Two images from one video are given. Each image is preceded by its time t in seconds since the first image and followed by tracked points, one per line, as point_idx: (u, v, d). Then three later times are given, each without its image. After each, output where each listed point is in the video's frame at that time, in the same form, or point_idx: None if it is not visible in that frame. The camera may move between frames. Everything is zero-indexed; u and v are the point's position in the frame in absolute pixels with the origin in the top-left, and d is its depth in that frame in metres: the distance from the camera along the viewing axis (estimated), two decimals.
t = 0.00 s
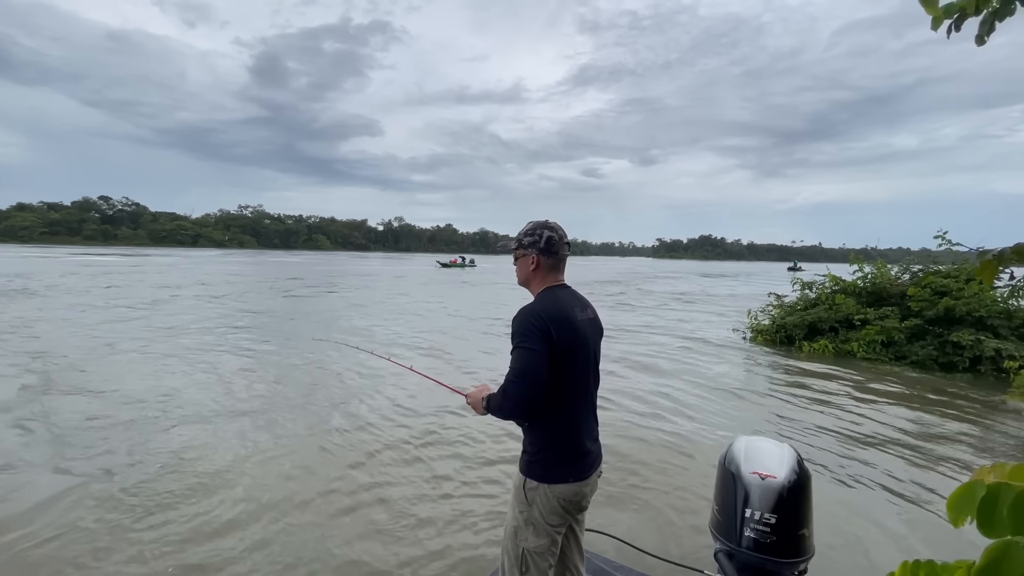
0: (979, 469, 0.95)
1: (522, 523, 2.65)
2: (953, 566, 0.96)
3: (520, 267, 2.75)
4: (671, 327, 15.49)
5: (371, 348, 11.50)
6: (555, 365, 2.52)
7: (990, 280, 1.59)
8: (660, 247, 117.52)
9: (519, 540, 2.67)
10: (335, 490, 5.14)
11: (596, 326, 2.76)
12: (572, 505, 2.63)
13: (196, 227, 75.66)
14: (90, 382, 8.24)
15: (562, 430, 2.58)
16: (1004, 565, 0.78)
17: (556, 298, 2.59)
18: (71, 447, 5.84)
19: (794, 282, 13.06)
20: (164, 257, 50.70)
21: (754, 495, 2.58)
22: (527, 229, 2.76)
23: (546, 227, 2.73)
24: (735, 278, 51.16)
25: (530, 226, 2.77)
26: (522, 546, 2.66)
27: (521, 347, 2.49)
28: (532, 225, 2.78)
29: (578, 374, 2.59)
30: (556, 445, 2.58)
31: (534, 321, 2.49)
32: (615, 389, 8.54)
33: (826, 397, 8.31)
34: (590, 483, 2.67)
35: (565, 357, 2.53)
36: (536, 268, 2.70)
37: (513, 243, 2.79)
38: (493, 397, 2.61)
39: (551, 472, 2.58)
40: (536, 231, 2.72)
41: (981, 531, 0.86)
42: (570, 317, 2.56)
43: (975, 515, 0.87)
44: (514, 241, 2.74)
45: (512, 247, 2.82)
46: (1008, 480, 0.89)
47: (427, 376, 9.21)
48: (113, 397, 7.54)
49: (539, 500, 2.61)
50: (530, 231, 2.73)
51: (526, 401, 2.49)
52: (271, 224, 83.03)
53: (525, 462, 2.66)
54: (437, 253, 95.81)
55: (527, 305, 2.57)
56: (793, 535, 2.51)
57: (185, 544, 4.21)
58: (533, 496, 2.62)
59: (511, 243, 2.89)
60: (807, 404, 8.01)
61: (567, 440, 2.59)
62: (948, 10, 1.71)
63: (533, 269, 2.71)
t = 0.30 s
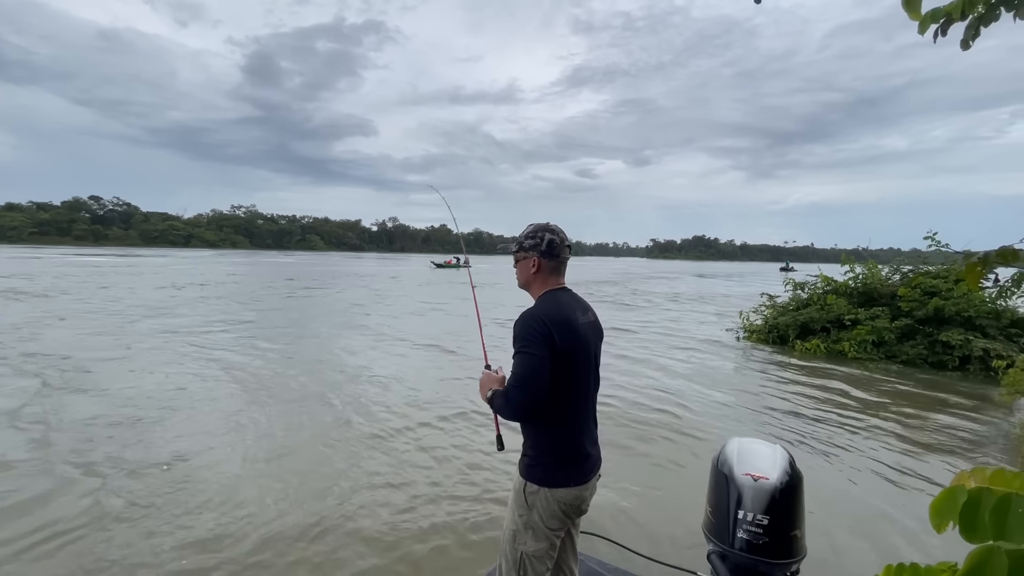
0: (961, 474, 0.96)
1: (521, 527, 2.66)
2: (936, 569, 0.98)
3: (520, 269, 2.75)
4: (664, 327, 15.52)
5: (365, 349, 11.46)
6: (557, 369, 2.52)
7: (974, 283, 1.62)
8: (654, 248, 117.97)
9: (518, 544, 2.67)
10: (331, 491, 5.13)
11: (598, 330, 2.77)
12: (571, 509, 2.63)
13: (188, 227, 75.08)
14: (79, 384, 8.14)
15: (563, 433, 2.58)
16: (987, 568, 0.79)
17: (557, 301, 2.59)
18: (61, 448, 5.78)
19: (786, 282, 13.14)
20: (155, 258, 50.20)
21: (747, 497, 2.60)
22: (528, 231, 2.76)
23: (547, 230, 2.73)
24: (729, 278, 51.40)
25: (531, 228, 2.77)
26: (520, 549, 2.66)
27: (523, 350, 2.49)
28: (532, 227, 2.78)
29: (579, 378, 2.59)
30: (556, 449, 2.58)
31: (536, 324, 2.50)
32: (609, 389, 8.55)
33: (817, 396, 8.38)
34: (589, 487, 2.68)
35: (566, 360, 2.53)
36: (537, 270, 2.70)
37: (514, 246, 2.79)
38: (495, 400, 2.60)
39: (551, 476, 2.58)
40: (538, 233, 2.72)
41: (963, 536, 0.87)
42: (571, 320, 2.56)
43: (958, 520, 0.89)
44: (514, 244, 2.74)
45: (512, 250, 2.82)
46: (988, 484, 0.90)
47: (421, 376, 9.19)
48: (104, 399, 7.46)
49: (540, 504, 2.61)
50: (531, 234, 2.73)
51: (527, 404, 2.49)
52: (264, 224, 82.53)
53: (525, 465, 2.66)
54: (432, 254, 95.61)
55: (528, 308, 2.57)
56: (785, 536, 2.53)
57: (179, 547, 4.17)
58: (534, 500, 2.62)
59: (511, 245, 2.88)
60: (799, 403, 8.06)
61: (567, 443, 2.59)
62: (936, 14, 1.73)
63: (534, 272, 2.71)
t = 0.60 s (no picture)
0: (949, 469, 0.97)
1: (502, 515, 2.67)
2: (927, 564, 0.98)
3: (529, 262, 2.76)
4: (660, 327, 15.56)
5: (360, 349, 11.43)
6: (553, 362, 2.52)
7: (964, 280, 1.63)
8: (649, 248, 118.37)
9: (497, 533, 2.69)
10: (326, 493, 5.09)
11: (600, 328, 2.75)
12: (557, 503, 2.62)
13: (181, 227, 74.53)
14: (71, 384, 8.07)
15: (556, 428, 2.58)
16: (976, 565, 0.80)
17: (559, 295, 2.59)
18: (53, 449, 5.73)
19: (780, 282, 13.22)
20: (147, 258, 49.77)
21: (744, 490, 2.61)
22: (536, 224, 2.77)
23: (556, 223, 2.74)
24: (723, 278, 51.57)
25: (538, 222, 2.77)
26: (499, 538, 2.67)
27: (519, 341, 2.49)
28: (540, 221, 2.78)
29: (575, 373, 2.58)
30: (547, 443, 2.57)
31: (535, 316, 2.50)
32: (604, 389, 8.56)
33: (812, 395, 8.42)
34: (578, 484, 2.65)
35: (563, 354, 2.53)
36: (545, 264, 2.71)
37: (522, 239, 2.80)
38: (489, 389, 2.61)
39: (540, 469, 2.57)
40: (546, 226, 2.73)
41: (952, 530, 0.88)
42: (572, 315, 2.56)
43: (946, 515, 0.89)
44: (523, 237, 2.75)
45: (521, 244, 2.83)
46: (976, 478, 0.91)
47: (417, 376, 9.18)
48: (96, 400, 7.39)
49: (523, 495, 2.62)
50: (539, 227, 2.74)
51: (520, 395, 2.49)
52: (258, 224, 82.05)
53: (516, 456, 2.66)
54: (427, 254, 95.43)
55: (529, 300, 2.58)
56: (782, 529, 2.54)
57: (173, 551, 4.12)
58: (518, 490, 2.62)
59: (519, 240, 2.89)
60: (794, 401, 8.10)
61: (559, 438, 2.58)
62: (926, 15, 1.75)
63: (542, 265, 2.72)
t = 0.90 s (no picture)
0: (945, 458, 0.99)
1: (502, 515, 2.69)
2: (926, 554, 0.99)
3: (521, 255, 2.77)
4: (656, 327, 15.59)
5: (356, 348, 11.38)
6: (544, 357, 2.52)
7: (959, 276, 1.64)
8: (644, 249, 118.69)
9: (498, 533, 2.71)
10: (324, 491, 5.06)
11: (594, 322, 2.74)
12: (554, 501, 2.62)
13: (176, 227, 74.08)
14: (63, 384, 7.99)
15: (549, 424, 2.58)
16: (972, 555, 0.81)
17: (549, 289, 2.59)
18: (45, 448, 5.68)
19: (775, 281, 13.28)
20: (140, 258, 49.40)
21: (744, 482, 2.63)
22: (528, 217, 2.77)
23: (548, 215, 2.74)
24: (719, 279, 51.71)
25: (531, 214, 2.78)
26: (500, 538, 2.69)
27: (509, 336, 2.51)
28: (533, 213, 2.79)
29: (568, 368, 2.57)
30: (540, 439, 2.58)
31: (525, 310, 2.50)
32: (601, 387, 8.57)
33: (807, 393, 8.46)
34: (574, 481, 2.65)
35: (554, 349, 2.53)
36: (538, 256, 2.72)
37: (515, 232, 2.81)
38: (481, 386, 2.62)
39: (534, 465, 2.58)
40: (538, 218, 2.73)
41: (949, 518, 0.89)
42: (562, 309, 2.55)
43: (942, 503, 0.90)
44: (515, 229, 2.75)
45: (513, 236, 2.84)
46: (972, 467, 0.93)
47: (413, 375, 9.15)
48: (89, 399, 7.32)
49: (520, 494, 2.62)
50: (531, 219, 2.74)
51: (511, 390, 2.50)
52: (253, 224, 81.67)
53: (511, 454, 2.67)
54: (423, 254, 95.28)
55: (520, 294, 2.59)
56: (783, 521, 2.56)
57: (168, 547, 4.09)
58: (514, 488, 2.64)
59: (511, 233, 2.90)
60: (789, 399, 8.14)
61: (553, 434, 2.58)
62: (921, 11, 1.77)
63: (534, 258, 2.73)
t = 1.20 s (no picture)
0: (946, 450, 1.00)
1: (506, 518, 2.69)
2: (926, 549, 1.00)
3: (515, 257, 2.78)
4: (653, 327, 15.61)
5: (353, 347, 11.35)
6: (543, 358, 2.52)
7: (952, 275, 1.65)
8: (641, 249, 118.88)
9: (502, 536, 2.70)
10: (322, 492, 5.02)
11: (592, 321, 2.74)
12: (558, 503, 2.62)
13: (172, 227, 73.78)
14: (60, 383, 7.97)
15: (551, 426, 2.58)
16: (969, 544, 0.82)
17: (545, 289, 2.59)
18: (42, 448, 5.66)
19: (772, 281, 13.32)
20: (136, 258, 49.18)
21: (744, 482, 2.64)
22: (522, 218, 2.78)
23: (542, 216, 2.74)
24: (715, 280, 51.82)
25: (525, 215, 2.79)
26: (504, 541, 2.69)
27: (507, 338, 2.51)
28: (526, 215, 2.79)
29: (567, 368, 2.57)
30: (544, 441, 2.58)
31: (522, 312, 2.51)
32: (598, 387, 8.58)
33: (803, 392, 8.49)
34: (579, 483, 2.65)
35: (553, 350, 2.53)
36: (531, 258, 2.72)
37: (509, 234, 2.81)
38: (481, 390, 2.62)
39: (538, 468, 2.58)
40: (531, 220, 2.74)
41: (948, 508, 0.90)
42: (560, 309, 2.55)
43: (942, 494, 0.91)
44: (508, 231, 2.76)
45: (507, 238, 2.84)
46: (973, 459, 0.94)
47: (410, 374, 9.14)
48: (84, 398, 7.29)
49: (524, 496, 2.63)
50: (525, 221, 2.75)
51: (512, 393, 2.51)
52: (249, 224, 81.41)
53: (514, 457, 2.67)
54: (420, 255, 95.16)
55: (516, 296, 2.59)
56: (783, 521, 2.56)
57: (165, 546, 4.08)
58: (518, 491, 2.64)
59: (506, 235, 2.90)
60: (786, 398, 8.16)
61: (556, 436, 2.58)
62: (915, 11, 1.78)
63: (528, 260, 2.73)
